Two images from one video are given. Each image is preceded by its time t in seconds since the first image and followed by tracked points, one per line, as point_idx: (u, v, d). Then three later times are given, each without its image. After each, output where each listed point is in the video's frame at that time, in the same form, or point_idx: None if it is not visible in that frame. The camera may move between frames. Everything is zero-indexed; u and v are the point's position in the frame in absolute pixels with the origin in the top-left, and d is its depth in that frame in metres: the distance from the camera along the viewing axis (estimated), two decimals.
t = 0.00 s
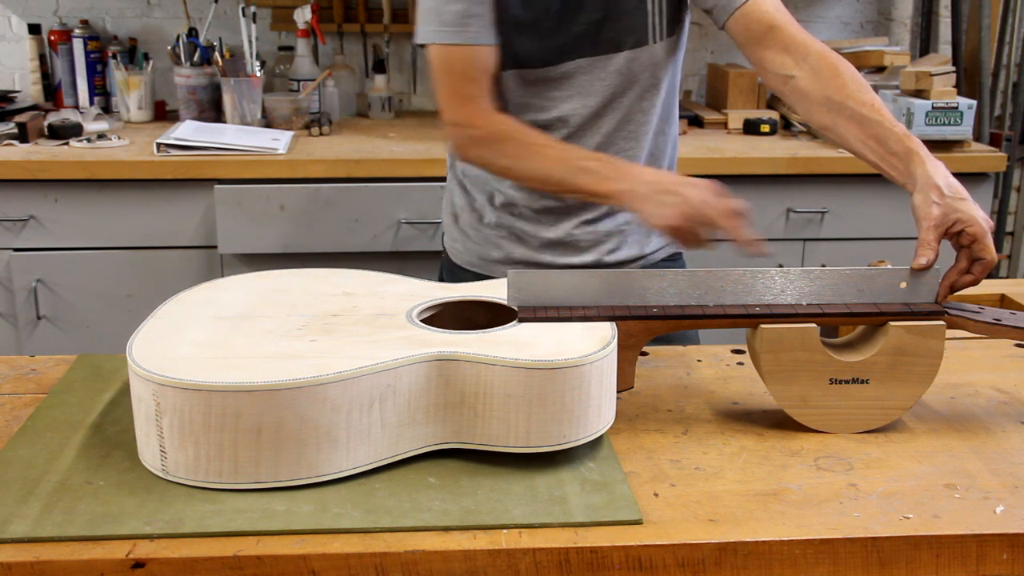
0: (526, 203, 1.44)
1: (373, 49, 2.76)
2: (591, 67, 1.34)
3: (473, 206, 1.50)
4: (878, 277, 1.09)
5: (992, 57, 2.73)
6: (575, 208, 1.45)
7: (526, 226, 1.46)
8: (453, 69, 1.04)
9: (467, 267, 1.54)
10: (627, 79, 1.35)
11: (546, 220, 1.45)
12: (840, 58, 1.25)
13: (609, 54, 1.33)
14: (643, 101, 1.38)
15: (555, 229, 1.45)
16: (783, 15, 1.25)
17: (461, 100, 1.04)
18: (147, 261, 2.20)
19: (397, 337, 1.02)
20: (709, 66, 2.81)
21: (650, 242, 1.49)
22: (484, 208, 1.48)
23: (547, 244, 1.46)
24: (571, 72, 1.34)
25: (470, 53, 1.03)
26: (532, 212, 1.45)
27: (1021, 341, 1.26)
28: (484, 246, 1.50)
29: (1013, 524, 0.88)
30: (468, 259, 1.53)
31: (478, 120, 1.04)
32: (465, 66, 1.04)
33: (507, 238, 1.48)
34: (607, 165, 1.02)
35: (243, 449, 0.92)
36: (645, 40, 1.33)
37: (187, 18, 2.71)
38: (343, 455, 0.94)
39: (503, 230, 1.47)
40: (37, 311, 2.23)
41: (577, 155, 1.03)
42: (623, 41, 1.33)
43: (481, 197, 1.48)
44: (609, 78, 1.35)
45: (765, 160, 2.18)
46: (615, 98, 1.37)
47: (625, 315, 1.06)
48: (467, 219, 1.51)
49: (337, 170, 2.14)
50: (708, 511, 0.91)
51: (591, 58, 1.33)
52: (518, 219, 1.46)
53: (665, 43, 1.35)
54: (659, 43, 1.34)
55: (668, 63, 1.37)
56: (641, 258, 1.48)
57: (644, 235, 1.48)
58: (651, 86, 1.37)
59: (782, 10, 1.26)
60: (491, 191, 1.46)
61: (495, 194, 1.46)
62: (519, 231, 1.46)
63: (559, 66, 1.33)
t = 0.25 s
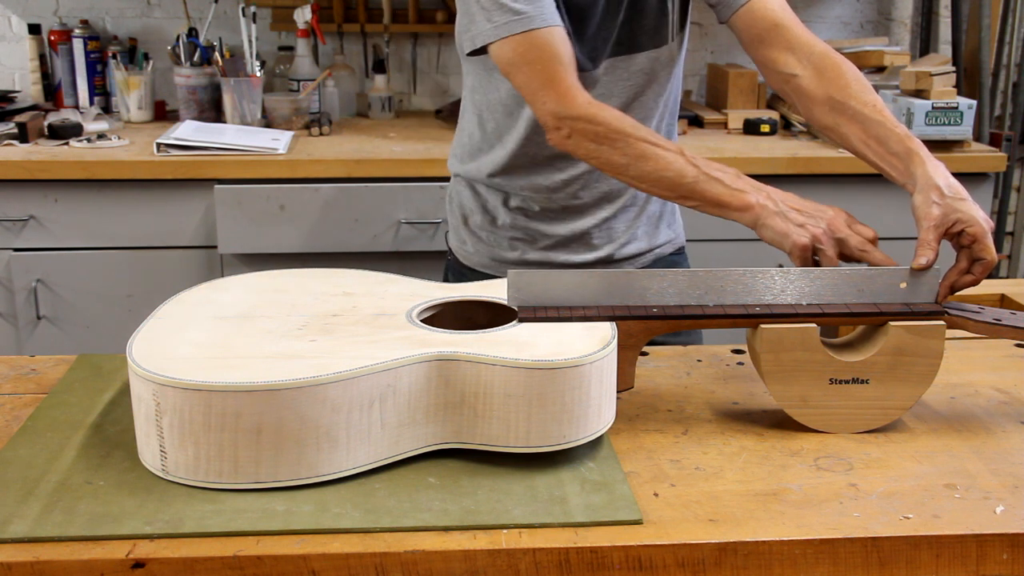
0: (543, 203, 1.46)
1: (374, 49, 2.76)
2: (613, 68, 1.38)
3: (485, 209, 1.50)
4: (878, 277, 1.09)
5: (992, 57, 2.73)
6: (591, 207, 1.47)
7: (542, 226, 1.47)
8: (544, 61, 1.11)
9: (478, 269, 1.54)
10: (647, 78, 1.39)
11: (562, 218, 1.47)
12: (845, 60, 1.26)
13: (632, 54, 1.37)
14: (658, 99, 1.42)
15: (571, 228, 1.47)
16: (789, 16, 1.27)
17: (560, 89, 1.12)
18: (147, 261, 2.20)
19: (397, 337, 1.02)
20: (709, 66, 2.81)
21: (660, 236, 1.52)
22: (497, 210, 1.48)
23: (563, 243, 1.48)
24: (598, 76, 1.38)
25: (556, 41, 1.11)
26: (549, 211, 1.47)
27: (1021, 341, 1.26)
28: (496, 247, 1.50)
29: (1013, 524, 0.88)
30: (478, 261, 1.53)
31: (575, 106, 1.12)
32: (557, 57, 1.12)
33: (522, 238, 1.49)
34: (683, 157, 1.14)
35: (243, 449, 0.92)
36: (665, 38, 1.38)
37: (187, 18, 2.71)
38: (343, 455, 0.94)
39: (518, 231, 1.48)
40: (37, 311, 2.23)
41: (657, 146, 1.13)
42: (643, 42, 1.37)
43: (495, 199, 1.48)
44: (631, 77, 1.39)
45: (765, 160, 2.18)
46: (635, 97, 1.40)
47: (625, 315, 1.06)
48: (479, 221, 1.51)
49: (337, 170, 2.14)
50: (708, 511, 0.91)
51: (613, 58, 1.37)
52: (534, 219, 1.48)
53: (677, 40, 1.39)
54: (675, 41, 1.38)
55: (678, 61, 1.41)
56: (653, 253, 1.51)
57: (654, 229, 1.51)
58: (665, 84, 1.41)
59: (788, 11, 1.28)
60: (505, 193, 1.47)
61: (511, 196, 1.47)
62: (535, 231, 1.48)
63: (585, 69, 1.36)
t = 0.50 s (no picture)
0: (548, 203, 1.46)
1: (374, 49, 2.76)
2: (618, 67, 1.38)
3: (490, 209, 1.50)
4: (878, 277, 1.09)
5: (992, 57, 2.73)
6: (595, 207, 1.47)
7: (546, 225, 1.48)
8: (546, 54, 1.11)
9: (483, 269, 1.53)
10: (653, 78, 1.39)
11: (566, 218, 1.47)
12: (846, 61, 1.26)
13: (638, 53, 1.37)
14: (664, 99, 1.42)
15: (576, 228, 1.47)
16: (791, 16, 1.27)
17: (563, 84, 1.12)
18: (147, 261, 2.20)
19: (397, 337, 1.02)
20: (709, 66, 2.81)
21: (664, 235, 1.52)
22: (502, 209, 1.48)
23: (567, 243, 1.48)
24: (602, 75, 1.37)
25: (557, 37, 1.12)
26: (554, 210, 1.47)
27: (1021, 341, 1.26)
28: (500, 247, 1.50)
29: (1013, 524, 0.88)
30: (482, 260, 1.53)
31: (576, 102, 1.12)
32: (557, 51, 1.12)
33: (526, 238, 1.49)
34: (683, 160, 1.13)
35: (243, 449, 0.92)
36: (669, 37, 1.37)
37: (187, 18, 2.71)
38: (343, 455, 0.94)
39: (523, 231, 1.48)
40: (37, 311, 2.23)
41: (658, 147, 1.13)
42: (649, 40, 1.37)
43: (499, 199, 1.48)
44: (636, 77, 1.38)
45: (765, 160, 2.18)
46: (640, 96, 1.40)
47: (625, 315, 1.06)
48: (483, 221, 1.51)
49: (337, 170, 2.14)
50: (708, 511, 0.91)
51: (618, 58, 1.37)
52: (538, 218, 1.48)
53: (683, 39, 1.39)
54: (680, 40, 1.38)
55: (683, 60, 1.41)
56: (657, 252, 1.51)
57: (658, 229, 1.51)
58: (671, 83, 1.41)
59: (789, 11, 1.28)
60: (510, 192, 1.47)
61: (516, 196, 1.47)
62: (540, 231, 1.48)
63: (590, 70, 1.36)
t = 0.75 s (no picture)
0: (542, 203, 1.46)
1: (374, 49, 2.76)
2: (611, 66, 1.37)
3: (486, 207, 1.51)
4: (878, 277, 1.09)
5: (992, 57, 2.73)
6: (590, 208, 1.46)
7: (540, 225, 1.47)
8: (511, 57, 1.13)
9: (479, 268, 1.54)
10: (648, 77, 1.39)
11: (561, 218, 1.47)
12: (848, 60, 1.26)
13: (631, 52, 1.37)
14: (660, 100, 1.42)
15: (570, 228, 1.46)
16: (793, 16, 1.27)
17: (511, 87, 1.14)
18: (147, 261, 2.20)
19: (397, 337, 1.02)
20: (709, 66, 2.81)
21: (662, 238, 1.50)
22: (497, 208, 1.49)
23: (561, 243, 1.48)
24: (594, 72, 1.37)
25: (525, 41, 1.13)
26: (548, 209, 1.47)
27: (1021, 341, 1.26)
28: (496, 246, 1.50)
29: (1013, 524, 0.88)
30: (479, 260, 1.53)
31: (529, 105, 1.14)
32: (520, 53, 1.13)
33: (521, 238, 1.49)
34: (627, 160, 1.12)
35: (243, 449, 0.92)
36: (663, 37, 1.38)
37: (187, 18, 2.71)
38: (343, 455, 0.94)
39: (518, 230, 1.48)
40: (37, 311, 2.23)
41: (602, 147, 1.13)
42: (641, 40, 1.37)
43: (495, 197, 1.49)
44: (629, 76, 1.38)
45: (765, 160, 2.18)
46: (635, 96, 1.40)
47: (625, 315, 1.06)
48: (480, 219, 1.52)
49: (337, 170, 2.14)
50: (708, 511, 0.91)
51: (611, 56, 1.37)
52: (533, 218, 1.47)
53: (681, 40, 1.39)
54: (676, 40, 1.38)
55: (683, 61, 1.41)
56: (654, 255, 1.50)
57: (655, 232, 1.50)
58: (667, 84, 1.41)
59: (791, 11, 1.28)
60: (505, 191, 1.47)
61: (510, 194, 1.47)
62: (534, 230, 1.47)
63: (583, 66, 1.37)
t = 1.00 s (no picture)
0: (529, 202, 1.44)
1: (374, 49, 2.76)
2: (597, 65, 1.35)
3: (478, 205, 1.50)
4: (878, 277, 1.09)
5: (992, 57, 2.73)
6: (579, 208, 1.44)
7: (528, 224, 1.46)
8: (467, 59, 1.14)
9: (471, 266, 1.54)
10: (635, 77, 1.36)
11: (549, 218, 1.45)
12: (847, 60, 1.26)
13: (617, 51, 1.35)
14: (650, 101, 1.38)
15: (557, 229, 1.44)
16: (791, 16, 1.27)
17: (454, 86, 1.14)
18: (147, 261, 2.20)
19: (397, 337, 1.02)
20: (709, 66, 2.81)
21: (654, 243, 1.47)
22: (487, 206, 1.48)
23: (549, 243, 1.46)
24: (578, 70, 1.35)
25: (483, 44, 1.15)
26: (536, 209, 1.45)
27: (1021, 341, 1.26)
28: (487, 244, 1.50)
29: (1013, 524, 0.88)
30: (471, 257, 1.53)
31: (466, 103, 1.14)
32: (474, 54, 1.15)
33: (509, 237, 1.47)
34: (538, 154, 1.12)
35: (243, 449, 0.92)
36: (652, 37, 1.35)
37: (187, 18, 2.71)
38: (343, 455, 0.94)
39: (506, 229, 1.47)
40: (37, 311, 2.23)
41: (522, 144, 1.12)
42: (627, 39, 1.35)
43: (485, 195, 1.48)
44: (615, 75, 1.35)
45: (765, 160, 2.18)
46: (622, 96, 1.37)
47: (625, 314, 1.06)
48: (472, 217, 1.51)
49: (337, 170, 2.14)
50: (708, 511, 0.91)
51: (598, 56, 1.35)
52: (521, 217, 1.46)
53: (673, 41, 1.36)
54: (667, 41, 1.35)
55: (676, 62, 1.38)
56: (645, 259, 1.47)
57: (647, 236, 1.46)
58: (657, 84, 1.37)
59: (789, 10, 1.27)
60: (495, 189, 1.47)
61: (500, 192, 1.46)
62: (522, 229, 1.46)
63: (567, 63, 1.34)
